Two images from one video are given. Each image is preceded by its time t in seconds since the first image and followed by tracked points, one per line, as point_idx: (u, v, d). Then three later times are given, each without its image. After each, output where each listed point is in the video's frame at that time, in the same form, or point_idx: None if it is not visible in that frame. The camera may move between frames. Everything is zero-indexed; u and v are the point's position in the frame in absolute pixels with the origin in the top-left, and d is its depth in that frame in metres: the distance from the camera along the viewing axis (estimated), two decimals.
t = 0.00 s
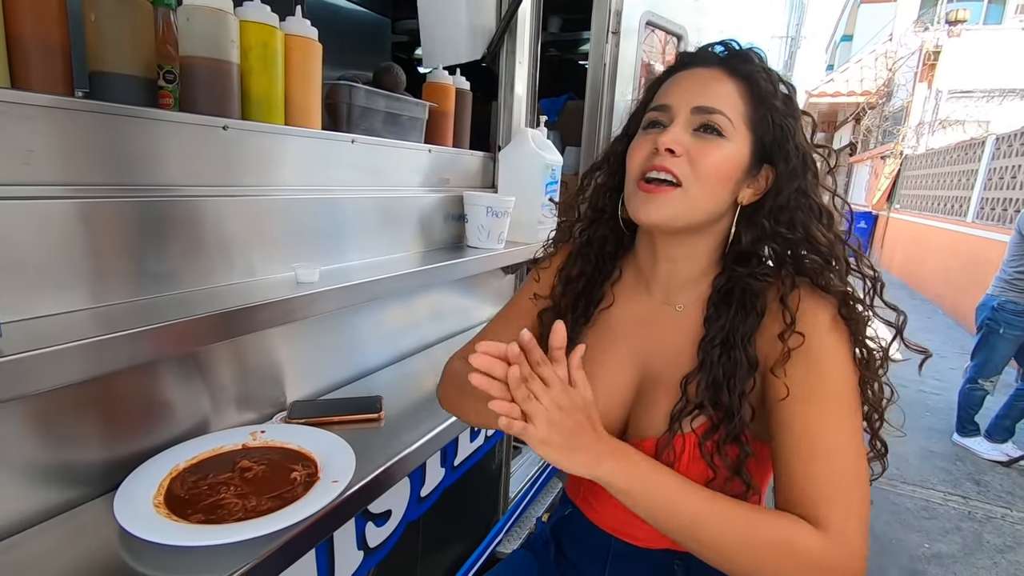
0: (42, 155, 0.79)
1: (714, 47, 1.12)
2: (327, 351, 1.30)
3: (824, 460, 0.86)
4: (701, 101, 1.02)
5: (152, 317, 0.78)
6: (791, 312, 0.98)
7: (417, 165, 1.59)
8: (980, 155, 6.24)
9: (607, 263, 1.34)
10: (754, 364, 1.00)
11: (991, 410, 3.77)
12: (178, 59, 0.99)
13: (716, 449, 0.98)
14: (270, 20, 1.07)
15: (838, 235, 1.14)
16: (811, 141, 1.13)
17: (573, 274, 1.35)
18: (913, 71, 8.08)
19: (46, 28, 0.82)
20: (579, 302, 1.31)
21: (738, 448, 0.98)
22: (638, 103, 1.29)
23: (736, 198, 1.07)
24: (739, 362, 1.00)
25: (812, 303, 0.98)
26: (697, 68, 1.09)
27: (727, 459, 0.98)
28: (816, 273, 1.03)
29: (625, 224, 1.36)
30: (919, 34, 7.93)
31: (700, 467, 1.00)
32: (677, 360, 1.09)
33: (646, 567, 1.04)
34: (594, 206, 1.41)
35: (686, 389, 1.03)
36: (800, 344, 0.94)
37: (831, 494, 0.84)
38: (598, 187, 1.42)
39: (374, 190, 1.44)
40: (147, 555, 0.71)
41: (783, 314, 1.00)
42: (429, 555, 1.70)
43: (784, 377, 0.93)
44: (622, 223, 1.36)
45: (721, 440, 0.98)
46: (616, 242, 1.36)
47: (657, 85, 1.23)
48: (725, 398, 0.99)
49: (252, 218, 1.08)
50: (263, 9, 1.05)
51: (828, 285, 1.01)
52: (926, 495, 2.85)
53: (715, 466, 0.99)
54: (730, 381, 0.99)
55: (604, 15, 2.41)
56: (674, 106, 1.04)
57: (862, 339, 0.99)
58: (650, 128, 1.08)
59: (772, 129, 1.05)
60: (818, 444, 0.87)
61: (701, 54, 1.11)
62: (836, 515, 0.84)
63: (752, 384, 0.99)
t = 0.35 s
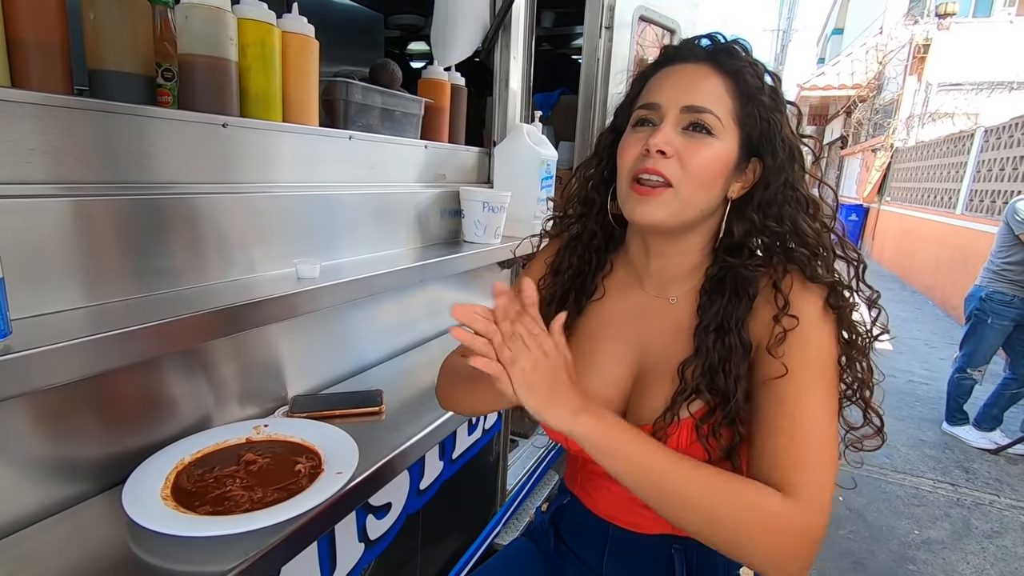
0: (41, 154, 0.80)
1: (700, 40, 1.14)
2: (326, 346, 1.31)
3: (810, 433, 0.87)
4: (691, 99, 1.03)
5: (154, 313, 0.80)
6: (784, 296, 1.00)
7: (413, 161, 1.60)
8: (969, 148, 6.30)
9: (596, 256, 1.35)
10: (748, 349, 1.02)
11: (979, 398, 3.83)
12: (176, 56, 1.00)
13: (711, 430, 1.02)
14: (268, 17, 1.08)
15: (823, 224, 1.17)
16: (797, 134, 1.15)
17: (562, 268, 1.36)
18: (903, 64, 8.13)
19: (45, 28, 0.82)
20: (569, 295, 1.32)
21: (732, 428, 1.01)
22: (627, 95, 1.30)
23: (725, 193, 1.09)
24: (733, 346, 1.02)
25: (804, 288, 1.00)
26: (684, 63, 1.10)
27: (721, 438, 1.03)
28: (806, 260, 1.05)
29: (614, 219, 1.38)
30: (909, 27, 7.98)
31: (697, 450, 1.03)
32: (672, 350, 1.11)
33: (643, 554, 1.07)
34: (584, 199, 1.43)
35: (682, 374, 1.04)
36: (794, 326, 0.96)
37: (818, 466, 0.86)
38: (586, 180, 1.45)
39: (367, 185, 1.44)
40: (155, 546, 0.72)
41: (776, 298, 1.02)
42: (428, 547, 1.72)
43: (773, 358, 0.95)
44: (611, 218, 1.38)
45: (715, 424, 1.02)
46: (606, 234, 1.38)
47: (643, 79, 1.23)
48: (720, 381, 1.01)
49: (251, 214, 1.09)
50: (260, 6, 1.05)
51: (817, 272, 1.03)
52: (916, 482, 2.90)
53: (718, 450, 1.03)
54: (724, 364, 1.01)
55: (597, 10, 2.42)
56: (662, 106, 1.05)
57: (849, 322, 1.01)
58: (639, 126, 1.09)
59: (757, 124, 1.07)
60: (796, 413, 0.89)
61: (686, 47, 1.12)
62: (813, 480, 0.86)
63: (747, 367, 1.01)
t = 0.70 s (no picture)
0: (46, 155, 0.81)
1: (694, 40, 1.14)
2: (327, 344, 1.33)
3: (815, 431, 0.90)
4: (698, 106, 1.05)
5: (161, 311, 0.81)
6: (779, 292, 1.03)
7: (411, 159, 1.61)
8: (960, 144, 6.36)
9: (599, 261, 1.35)
10: (749, 341, 1.04)
11: (969, 392, 3.89)
12: (179, 58, 1.01)
13: (720, 422, 1.01)
14: (269, 18, 1.09)
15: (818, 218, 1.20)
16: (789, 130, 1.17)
17: (564, 274, 1.35)
18: (895, 61, 8.18)
19: (51, 30, 0.84)
20: (574, 299, 1.31)
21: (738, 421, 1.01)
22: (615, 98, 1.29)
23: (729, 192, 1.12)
24: (736, 340, 1.04)
25: (799, 283, 1.03)
26: (682, 66, 1.11)
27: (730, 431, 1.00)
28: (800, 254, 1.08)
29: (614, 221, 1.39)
30: (900, 24, 8.03)
31: (704, 445, 1.01)
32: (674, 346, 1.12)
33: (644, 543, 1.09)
34: (582, 203, 1.42)
35: (688, 368, 1.06)
36: (789, 322, 0.99)
37: (820, 461, 0.89)
38: (580, 184, 1.43)
39: (366, 184, 1.45)
40: (166, 537, 0.74)
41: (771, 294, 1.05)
42: (428, 541, 1.74)
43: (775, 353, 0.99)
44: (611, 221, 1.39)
45: (724, 415, 1.00)
46: (607, 241, 1.38)
47: (636, 80, 1.23)
48: (724, 374, 1.02)
49: (254, 214, 1.11)
50: (261, 8, 1.07)
51: (812, 265, 1.06)
52: (907, 475, 2.95)
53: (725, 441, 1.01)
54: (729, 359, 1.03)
55: (592, 8, 2.43)
56: (670, 114, 1.07)
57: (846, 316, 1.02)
58: (642, 134, 1.10)
59: (758, 124, 1.09)
60: (805, 418, 0.91)
61: (681, 48, 1.13)
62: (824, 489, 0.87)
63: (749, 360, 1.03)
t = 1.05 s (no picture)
0: (44, 159, 0.81)
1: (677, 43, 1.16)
2: (325, 346, 1.33)
3: (818, 418, 0.89)
4: (690, 103, 1.06)
5: (160, 314, 0.82)
6: (777, 285, 1.05)
7: (407, 162, 1.62)
8: (951, 145, 6.42)
9: (588, 272, 1.35)
10: (750, 339, 1.05)
11: (961, 391, 3.92)
12: (176, 62, 1.04)
13: (721, 423, 1.03)
14: (266, 22, 1.09)
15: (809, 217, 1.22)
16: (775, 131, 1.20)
17: (555, 286, 1.36)
18: (886, 63, 8.25)
19: (50, 35, 0.84)
20: (564, 312, 1.32)
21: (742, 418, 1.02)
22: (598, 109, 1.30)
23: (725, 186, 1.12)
24: (736, 339, 1.05)
25: (794, 278, 1.05)
26: (668, 66, 1.12)
27: (732, 430, 1.03)
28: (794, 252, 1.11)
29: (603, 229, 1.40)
30: (891, 26, 8.10)
31: (706, 445, 1.03)
32: (671, 347, 1.13)
33: (640, 542, 1.09)
34: (570, 214, 1.43)
35: (689, 369, 1.08)
36: (789, 312, 1.00)
37: (824, 446, 0.87)
38: (567, 197, 1.44)
39: (362, 186, 1.46)
40: (165, 538, 0.74)
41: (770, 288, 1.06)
42: (425, 543, 1.74)
43: (774, 344, 1.00)
44: (600, 228, 1.40)
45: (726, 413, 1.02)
46: (595, 252, 1.38)
47: (615, 91, 1.26)
48: (726, 373, 1.03)
49: (251, 216, 1.11)
50: (258, 12, 1.07)
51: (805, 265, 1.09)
52: (901, 473, 2.97)
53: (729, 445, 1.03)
54: (731, 358, 1.04)
55: (587, 11, 2.45)
56: (663, 112, 1.07)
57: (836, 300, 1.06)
58: (634, 131, 1.10)
59: (748, 120, 1.11)
60: (807, 405, 0.91)
61: (665, 52, 1.15)
62: (831, 476, 0.86)
63: (751, 357, 1.04)
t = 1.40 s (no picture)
0: (43, 159, 0.81)
1: (674, 39, 1.10)
2: (323, 347, 1.33)
3: (801, 470, 0.93)
4: (658, 120, 1.01)
5: (159, 313, 0.81)
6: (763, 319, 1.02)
7: (405, 161, 1.61)
8: (947, 145, 6.44)
9: (585, 272, 1.35)
10: (738, 369, 1.04)
11: (958, 390, 3.94)
12: (175, 61, 1.03)
13: (708, 450, 1.02)
14: (265, 22, 1.09)
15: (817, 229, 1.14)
16: (783, 138, 1.11)
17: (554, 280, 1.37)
18: (883, 63, 8.28)
19: (48, 36, 0.84)
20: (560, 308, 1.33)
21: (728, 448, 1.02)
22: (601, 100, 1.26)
23: (709, 203, 1.07)
24: (724, 368, 1.04)
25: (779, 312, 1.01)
26: (653, 74, 1.06)
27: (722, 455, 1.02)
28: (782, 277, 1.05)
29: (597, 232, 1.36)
30: (887, 27, 8.12)
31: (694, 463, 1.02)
32: (662, 358, 1.14)
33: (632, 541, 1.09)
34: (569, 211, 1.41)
35: (674, 395, 1.06)
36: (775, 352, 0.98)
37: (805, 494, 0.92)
38: (568, 192, 1.42)
39: (361, 186, 1.45)
40: (165, 538, 0.74)
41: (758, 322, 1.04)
42: (424, 543, 1.74)
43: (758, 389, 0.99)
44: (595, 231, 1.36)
45: (711, 443, 1.02)
46: (596, 245, 1.37)
47: (616, 83, 1.21)
48: (712, 401, 1.03)
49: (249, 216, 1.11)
50: (257, 11, 1.07)
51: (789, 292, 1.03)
52: (899, 472, 2.98)
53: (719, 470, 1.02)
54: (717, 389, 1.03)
55: (585, 12, 2.46)
56: (632, 127, 1.04)
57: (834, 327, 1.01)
58: (610, 146, 1.10)
59: (734, 130, 1.04)
60: (788, 456, 0.94)
61: (656, 52, 1.09)
62: (813, 522, 0.92)
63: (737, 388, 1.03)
